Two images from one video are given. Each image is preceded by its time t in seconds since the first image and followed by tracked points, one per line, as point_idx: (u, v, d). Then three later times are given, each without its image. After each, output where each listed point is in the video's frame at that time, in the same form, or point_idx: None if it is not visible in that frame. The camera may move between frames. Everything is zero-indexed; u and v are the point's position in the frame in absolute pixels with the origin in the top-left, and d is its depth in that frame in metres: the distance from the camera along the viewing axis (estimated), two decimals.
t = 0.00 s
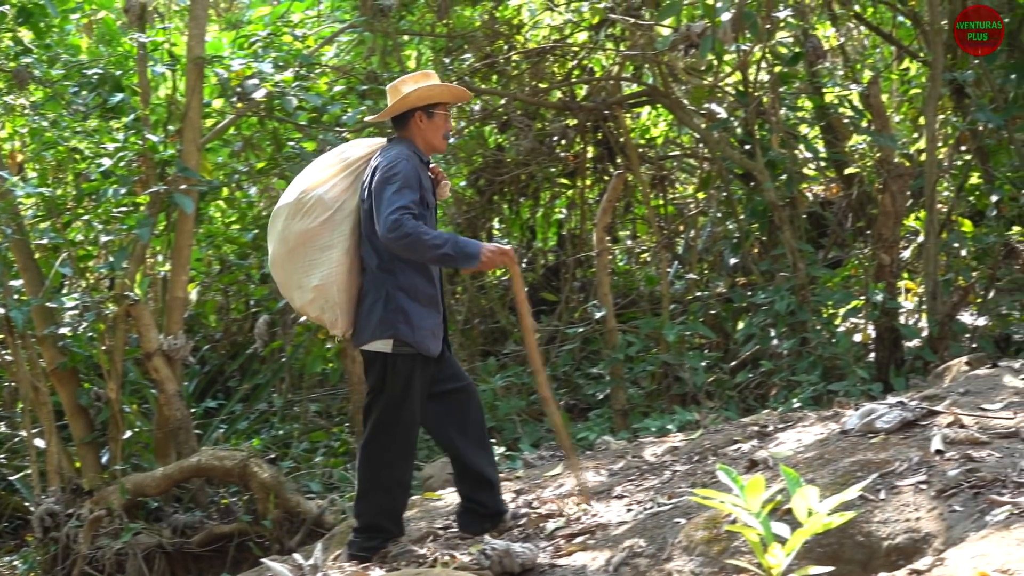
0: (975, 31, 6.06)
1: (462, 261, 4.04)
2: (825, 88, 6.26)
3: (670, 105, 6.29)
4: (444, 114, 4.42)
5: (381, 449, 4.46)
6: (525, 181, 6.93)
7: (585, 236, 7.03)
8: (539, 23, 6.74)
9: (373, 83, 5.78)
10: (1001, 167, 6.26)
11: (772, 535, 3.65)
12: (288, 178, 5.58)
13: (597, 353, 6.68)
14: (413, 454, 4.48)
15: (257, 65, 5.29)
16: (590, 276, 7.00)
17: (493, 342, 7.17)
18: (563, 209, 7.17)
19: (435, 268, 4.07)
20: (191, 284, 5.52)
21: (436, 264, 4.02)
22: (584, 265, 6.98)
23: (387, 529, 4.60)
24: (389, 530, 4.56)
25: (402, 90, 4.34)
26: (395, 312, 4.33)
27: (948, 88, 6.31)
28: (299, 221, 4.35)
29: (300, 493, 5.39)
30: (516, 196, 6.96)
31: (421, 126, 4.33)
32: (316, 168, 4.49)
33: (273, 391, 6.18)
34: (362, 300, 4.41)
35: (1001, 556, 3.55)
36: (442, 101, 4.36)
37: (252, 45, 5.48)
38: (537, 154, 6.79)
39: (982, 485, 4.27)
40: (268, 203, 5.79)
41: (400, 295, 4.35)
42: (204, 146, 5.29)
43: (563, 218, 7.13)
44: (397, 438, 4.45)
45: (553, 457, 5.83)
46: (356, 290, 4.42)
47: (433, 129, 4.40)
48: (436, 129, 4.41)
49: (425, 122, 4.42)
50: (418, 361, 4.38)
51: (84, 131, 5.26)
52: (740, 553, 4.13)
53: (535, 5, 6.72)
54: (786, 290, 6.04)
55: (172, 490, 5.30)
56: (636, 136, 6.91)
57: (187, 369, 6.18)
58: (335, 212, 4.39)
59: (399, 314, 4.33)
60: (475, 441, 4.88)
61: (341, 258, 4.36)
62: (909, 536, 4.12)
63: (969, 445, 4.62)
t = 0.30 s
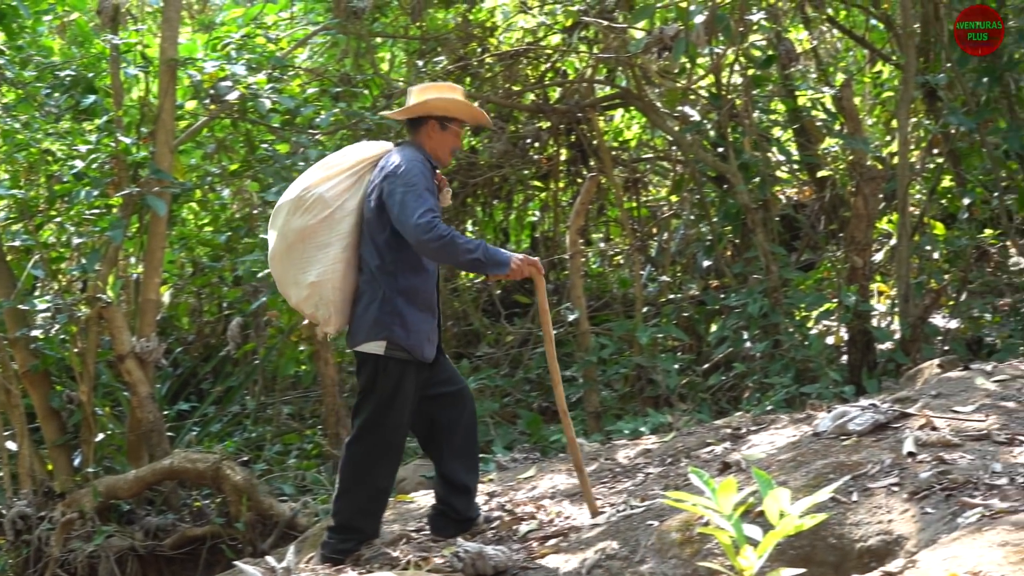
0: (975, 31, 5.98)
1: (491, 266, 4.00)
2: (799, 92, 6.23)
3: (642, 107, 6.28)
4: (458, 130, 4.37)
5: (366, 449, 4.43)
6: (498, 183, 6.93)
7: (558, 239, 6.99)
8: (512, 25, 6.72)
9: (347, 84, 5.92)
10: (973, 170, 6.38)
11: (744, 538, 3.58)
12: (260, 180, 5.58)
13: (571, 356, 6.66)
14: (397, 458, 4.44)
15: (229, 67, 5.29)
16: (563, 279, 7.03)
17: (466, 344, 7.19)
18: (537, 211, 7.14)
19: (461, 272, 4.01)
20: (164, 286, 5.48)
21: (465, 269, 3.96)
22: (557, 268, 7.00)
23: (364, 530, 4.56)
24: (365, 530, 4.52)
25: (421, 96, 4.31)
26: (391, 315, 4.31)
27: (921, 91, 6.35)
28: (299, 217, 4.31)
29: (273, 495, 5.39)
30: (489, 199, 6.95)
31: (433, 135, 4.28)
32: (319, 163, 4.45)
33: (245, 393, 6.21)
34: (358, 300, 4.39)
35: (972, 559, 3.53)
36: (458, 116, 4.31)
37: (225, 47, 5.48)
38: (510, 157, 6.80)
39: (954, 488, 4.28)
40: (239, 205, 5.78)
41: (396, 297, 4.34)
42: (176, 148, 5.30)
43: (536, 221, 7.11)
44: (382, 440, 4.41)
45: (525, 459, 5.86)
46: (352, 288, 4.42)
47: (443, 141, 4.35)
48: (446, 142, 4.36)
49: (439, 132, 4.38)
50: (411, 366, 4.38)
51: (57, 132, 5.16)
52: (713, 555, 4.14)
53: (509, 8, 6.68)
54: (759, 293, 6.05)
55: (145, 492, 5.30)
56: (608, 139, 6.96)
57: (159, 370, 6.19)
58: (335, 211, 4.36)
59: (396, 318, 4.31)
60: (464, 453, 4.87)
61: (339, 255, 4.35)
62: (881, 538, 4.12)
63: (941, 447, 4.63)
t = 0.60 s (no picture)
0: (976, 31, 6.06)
1: (498, 259, 3.89)
2: (766, 94, 6.39)
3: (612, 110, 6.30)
4: (486, 145, 4.26)
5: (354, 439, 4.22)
6: (467, 184, 7.00)
7: (527, 242, 6.94)
8: (482, 28, 6.68)
9: (314, 86, 5.96)
10: (941, 173, 6.53)
11: (712, 539, 3.50)
12: (229, 182, 5.61)
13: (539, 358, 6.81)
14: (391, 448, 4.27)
15: (198, 69, 5.19)
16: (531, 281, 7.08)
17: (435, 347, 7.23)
18: (506, 214, 7.12)
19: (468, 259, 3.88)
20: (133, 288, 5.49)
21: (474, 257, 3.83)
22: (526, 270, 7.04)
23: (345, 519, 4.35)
24: (346, 520, 4.31)
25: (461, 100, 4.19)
26: (395, 302, 4.13)
27: (889, 95, 6.42)
28: (316, 193, 4.17)
29: (241, 498, 5.40)
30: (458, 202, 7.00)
31: (462, 139, 4.16)
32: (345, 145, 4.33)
33: (214, 396, 6.25)
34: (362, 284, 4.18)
35: (939, 561, 3.49)
36: (490, 133, 4.19)
37: (194, 50, 5.44)
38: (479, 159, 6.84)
39: (922, 489, 4.26)
40: (208, 207, 5.84)
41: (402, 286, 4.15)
42: (145, 150, 5.26)
43: (506, 223, 7.08)
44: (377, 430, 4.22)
45: (494, 461, 5.90)
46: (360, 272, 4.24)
47: (468, 151, 4.23)
48: (470, 152, 4.23)
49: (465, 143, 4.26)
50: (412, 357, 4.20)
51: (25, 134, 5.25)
52: (681, 558, 4.13)
53: (478, 11, 6.72)
54: (728, 295, 6.09)
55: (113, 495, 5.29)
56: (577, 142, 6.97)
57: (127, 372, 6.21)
58: (353, 192, 4.22)
59: (401, 305, 4.13)
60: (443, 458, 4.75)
61: (351, 237, 4.19)
62: (850, 541, 4.10)
63: (909, 449, 4.60)
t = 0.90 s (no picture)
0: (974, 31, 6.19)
1: (463, 260, 4.05)
2: (727, 98, 6.37)
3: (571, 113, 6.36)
4: (480, 143, 4.36)
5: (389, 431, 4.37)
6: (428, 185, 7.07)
7: (487, 245, 7.00)
8: (442, 31, 6.76)
9: (275, 89, 5.93)
10: (899, 176, 6.52)
11: (672, 542, 3.39)
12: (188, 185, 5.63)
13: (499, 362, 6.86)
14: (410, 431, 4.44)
15: (157, 70, 5.24)
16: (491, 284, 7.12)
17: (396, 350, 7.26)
18: (466, 217, 7.12)
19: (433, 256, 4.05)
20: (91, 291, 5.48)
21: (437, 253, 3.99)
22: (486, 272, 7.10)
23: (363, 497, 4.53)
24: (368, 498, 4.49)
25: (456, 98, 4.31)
26: (395, 293, 4.25)
27: (848, 98, 6.50)
28: (309, 182, 4.33)
29: (201, 501, 5.42)
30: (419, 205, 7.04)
31: (456, 134, 4.27)
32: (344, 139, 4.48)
33: (172, 399, 6.28)
34: (357, 274, 4.31)
35: (897, 563, 3.51)
36: (484, 130, 4.30)
37: (153, 50, 5.51)
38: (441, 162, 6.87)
39: (880, 492, 4.25)
40: (167, 209, 5.75)
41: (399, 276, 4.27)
42: (104, 152, 5.28)
43: (466, 226, 7.07)
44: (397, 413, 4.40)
45: (453, 464, 5.94)
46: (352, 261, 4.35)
47: (462, 147, 4.34)
48: (464, 149, 4.34)
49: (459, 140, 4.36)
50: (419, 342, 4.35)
51: None
52: (641, 560, 4.14)
53: (439, 13, 6.76)
54: (688, 298, 6.14)
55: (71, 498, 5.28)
56: (538, 144, 6.88)
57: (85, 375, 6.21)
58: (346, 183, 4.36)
59: (399, 295, 4.26)
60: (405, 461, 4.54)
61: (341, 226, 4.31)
62: (809, 543, 4.07)
63: (867, 452, 4.61)
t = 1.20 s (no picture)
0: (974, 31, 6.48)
1: (436, 260, 4.02)
2: (689, 101, 6.42)
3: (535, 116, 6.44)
4: (471, 144, 4.32)
5: (424, 420, 4.36)
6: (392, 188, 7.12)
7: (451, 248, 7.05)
8: (405, 34, 6.80)
9: (237, 92, 5.94)
10: (862, 180, 6.66)
11: (634, 545, 3.18)
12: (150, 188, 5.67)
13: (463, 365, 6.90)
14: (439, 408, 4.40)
15: (120, 73, 5.33)
16: (455, 287, 7.15)
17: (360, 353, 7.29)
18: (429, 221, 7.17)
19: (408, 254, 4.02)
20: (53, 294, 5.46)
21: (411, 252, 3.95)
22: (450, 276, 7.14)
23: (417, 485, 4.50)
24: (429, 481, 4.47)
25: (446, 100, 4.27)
26: (383, 288, 4.19)
27: (810, 103, 6.51)
28: (299, 179, 4.28)
29: (162, 505, 5.42)
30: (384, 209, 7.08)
31: (446, 136, 4.23)
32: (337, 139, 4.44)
33: (134, 402, 6.30)
34: (343, 274, 4.25)
35: (859, 566, 3.51)
36: (475, 132, 4.26)
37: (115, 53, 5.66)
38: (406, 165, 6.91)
39: (841, 495, 4.22)
40: (128, 211, 5.84)
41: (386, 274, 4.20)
42: (66, 155, 5.24)
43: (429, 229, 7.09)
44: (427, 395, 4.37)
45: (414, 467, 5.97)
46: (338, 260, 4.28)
47: (454, 149, 4.30)
48: (456, 151, 4.30)
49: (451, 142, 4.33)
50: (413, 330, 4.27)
51: None
52: (603, 561, 4.06)
53: (402, 17, 6.81)
54: (650, 302, 6.29)
55: (32, 502, 5.27)
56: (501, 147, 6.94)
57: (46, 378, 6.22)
58: (334, 182, 4.30)
59: (386, 292, 4.19)
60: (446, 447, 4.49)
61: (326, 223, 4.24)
62: (771, 545, 4.02)
63: (829, 455, 4.59)
